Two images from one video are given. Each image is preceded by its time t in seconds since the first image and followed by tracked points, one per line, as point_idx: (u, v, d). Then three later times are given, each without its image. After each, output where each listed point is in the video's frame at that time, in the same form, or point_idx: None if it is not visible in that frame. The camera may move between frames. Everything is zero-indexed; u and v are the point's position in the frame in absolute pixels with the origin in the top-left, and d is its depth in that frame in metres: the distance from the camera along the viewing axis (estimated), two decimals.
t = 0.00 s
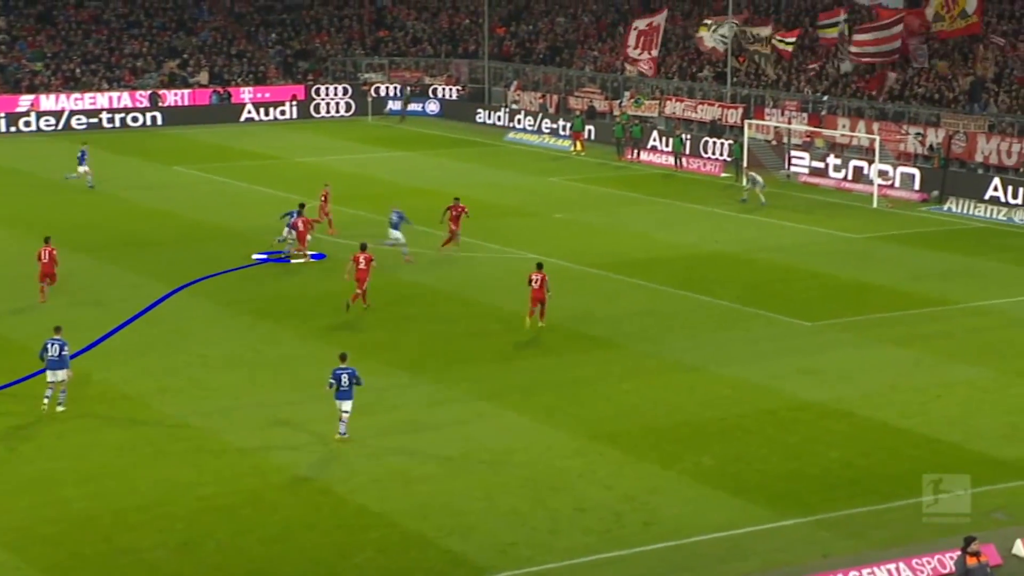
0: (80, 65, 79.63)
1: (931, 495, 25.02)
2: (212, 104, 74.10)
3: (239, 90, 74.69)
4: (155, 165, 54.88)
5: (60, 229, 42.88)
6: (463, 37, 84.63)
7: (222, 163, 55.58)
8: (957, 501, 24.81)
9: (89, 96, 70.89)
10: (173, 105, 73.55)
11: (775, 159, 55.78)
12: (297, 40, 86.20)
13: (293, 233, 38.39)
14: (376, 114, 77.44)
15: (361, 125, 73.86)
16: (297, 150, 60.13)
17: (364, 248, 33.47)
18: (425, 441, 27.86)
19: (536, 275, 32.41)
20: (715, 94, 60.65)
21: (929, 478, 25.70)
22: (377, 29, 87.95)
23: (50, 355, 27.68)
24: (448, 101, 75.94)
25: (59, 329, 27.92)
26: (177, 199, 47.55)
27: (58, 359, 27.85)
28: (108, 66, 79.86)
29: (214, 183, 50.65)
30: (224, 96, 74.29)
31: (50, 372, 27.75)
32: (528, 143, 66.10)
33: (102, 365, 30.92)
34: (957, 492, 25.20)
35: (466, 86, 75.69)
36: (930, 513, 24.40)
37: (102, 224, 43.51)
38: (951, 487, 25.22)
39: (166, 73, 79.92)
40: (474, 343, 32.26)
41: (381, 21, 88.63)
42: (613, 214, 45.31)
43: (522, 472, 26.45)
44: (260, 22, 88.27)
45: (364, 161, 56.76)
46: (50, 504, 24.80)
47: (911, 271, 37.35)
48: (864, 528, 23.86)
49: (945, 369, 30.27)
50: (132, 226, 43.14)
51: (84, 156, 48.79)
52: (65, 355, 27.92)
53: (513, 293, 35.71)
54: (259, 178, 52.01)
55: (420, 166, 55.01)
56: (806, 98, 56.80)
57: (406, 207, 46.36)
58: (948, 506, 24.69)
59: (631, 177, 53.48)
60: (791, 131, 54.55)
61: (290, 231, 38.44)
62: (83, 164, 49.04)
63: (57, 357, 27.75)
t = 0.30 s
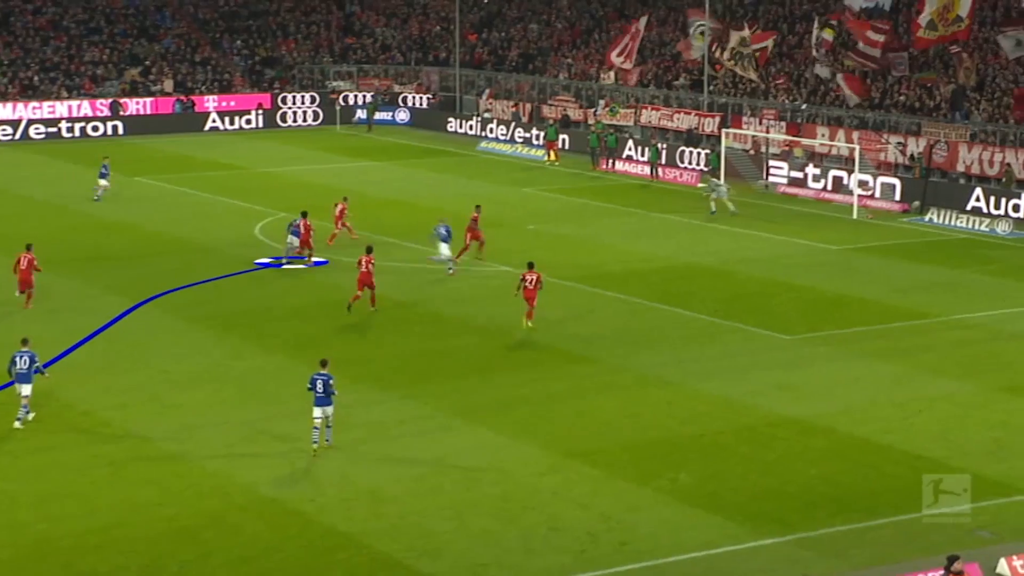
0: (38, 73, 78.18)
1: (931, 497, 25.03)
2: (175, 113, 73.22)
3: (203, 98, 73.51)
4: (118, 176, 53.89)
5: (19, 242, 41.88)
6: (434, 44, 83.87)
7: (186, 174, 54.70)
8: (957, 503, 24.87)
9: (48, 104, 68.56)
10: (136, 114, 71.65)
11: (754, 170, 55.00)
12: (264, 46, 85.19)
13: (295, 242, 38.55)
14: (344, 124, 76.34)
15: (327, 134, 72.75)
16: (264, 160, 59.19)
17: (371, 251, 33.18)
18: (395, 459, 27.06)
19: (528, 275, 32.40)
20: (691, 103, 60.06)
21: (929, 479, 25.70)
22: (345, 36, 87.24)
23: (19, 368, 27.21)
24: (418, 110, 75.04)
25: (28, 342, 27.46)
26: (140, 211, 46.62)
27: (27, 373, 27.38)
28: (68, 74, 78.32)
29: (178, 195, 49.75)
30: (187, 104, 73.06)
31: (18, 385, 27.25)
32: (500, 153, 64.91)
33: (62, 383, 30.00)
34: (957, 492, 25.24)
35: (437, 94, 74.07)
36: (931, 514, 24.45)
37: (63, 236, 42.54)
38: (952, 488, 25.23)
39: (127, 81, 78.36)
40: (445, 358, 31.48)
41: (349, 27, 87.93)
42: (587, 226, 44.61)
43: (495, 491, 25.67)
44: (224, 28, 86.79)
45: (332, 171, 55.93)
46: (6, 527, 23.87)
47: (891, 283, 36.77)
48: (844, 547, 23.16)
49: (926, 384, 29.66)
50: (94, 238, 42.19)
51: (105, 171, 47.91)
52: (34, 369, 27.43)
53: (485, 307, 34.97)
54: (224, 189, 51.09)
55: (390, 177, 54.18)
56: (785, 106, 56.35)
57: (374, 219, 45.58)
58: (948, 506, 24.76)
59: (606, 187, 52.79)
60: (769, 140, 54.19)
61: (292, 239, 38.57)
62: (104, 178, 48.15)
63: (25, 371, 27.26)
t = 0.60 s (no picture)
0: None
1: (932, 497, 24.96)
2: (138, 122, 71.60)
3: (167, 107, 71.79)
4: (82, 189, 52.63)
5: None
6: (406, 51, 81.39)
7: (153, 186, 53.58)
8: (958, 504, 24.75)
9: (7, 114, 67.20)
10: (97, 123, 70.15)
11: (735, 180, 54.13)
12: (231, 53, 82.53)
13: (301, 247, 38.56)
14: (314, 133, 74.49)
15: (296, 144, 71.19)
16: (233, 172, 57.98)
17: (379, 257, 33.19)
18: (366, 479, 26.15)
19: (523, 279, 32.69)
20: (671, 111, 59.12)
21: (930, 479, 25.68)
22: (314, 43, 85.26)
23: None
24: (390, 119, 73.62)
25: None
26: (105, 224, 45.50)
27: None
28: (27, 82, 76.10)
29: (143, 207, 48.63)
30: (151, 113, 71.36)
31: None
32: (475, 163, 63.89)
33: (22, 402, 28.99)
34: (957, 492, 25.16)
35: (409, 102, 73.24)
36: (931, 513, 24.43)
37: (25, 250, 41.41)
38: (952, 488, 25.15)
39: (89, 89, 76.13)
40: (420, 374, 30.59)
41: (320, 33, 85.84)
42: (564, 238, 43.73)
43: (469, 512, 24.77)
44: (190, 34, 83.45)
45: (302, 182, 54.89)
46: None
47: (877, 297, 36.01)
48: (832, 569, 22.32)
49: (914, 400, 28.88)
50: (58, 252, 41.07)
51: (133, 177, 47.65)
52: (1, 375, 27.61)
53: (461, 321, 34.08)
54: (191, 201, 49.97)
55: (364, 188, 53.11)
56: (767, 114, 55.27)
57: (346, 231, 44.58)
58: (948, 506, 24.70)
59: (584, 199, 51.85)
60: (752, 150, 53.36)
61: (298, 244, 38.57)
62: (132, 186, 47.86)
63: None
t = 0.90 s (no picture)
0: None
1: (931, 497, 24.74)
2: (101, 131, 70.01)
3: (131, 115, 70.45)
4: (46, 201, 51.26)
5: None
6: (380, 57, 78.28)
7: (118, 198, 52.29)
8: (958, 503, 24.54)
9: None
10: (57, 132, 68.68)
11: (720, 191, 53.25)
12: (197, 60, 79.53)
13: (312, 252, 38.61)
14: (283, 142, 73.80)
15: (267, 153, 69.53)
16: (204, 183, 56.71)
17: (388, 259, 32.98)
18: (336, 501, 25.10)
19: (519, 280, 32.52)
20: (654, 120, 58.09)
21: (930, 479, 25.46)
22: (285, 48, 81.52)
23: None
24: (363, 128, 72.13)
25: None
26: (69, 236, 44.26)
27: None
28: None
29: (108, 220, 47.40)
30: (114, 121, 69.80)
31: None
32: (451, 173, 62.93)
33: None
34: (957, 492, 24.94)
35: (383, 110, 71.58)
36: (930, 513, 24.22)
37: None
38: (952, 488, 24.93)
39: (49, 95, 73.31)
40: (394, 393, 29.56)
41: (290, 39, 82.34)
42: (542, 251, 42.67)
43: (445, 534, 23.74)
44: (154, 40, 80.83)
45: (272, 193, 53.73)
46: None
47: (864, 311, 35.12)
48: None
49: (903, 417, 27.99)
50: (19, 266, 39.85)
51: (161, 188, 47.18)
52: None
53: (436, 336, 33.08)
54: (157, 213, 48.73)
55: (339, 201, 51.81)
56: (753, 123, 54.25)
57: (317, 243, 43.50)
58: (948, 506, 24.48)
59: (565, 211, 50.68)
60: (737, 159, 52.39)
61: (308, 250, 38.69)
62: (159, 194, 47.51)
63: None
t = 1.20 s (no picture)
0: None
1: (931, 497, 24.48)
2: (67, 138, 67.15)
3: (99, 121, 67.91)
4: (11, 211, 49.82)
5: None
6: (357, 60, 76.47)
7: (85, 207, 50.87)
8: (958, 504, 24.27)
9: None
10: (23, 139, 65.90)
11: (711, 200, 52.25)
12: (168, 62, 76.64)
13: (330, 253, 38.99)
14: (257, 148, 71.03)
15: (241, 160, 67.82)
16: (176, 191, 55.35)
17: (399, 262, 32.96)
18: (312, 522, 23.97)
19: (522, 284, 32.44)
20: (643, 125, 57.09)
21: (930, 479, 25.17)
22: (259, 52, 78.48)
23: None
24: (341, 134, 70.30)
25: None
26: (35, 249, 42.95)
27: None
28: None
29: (76, 231, 46.08)
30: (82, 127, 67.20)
31: None
32: (432, 181, 61.68)
33: None
34: (957, 492, 24.67)
35: (361, 116, 69.94)
36: (930, 513, 23.95)
37: None
38: (952, 488, 24.66)
39: (15, 100, 70.88)
40: (373, 410, 28.46)
41: (264, 42, 79.56)
42: (526, 263, 41.56)
43: (426, 556, 22.61)
44: (123, 42, 77.47)
45: (247, 202, 52.46)
46: None
47: (858, 324, 34.15)
48: None
49: (900, 434, 27.03)
50: None
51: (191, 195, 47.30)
52: None
53: (416, 351, 32.01)
54: (127, 224, 47.41)
55: (317, 211, 50.49)
56: (745, 128, 53.50)
57: (292, 254, 42.34)
58: (948, 506, 24.21)
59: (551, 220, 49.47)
60: (728, 167, 51.38)
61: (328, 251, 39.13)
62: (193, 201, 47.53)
63: None
